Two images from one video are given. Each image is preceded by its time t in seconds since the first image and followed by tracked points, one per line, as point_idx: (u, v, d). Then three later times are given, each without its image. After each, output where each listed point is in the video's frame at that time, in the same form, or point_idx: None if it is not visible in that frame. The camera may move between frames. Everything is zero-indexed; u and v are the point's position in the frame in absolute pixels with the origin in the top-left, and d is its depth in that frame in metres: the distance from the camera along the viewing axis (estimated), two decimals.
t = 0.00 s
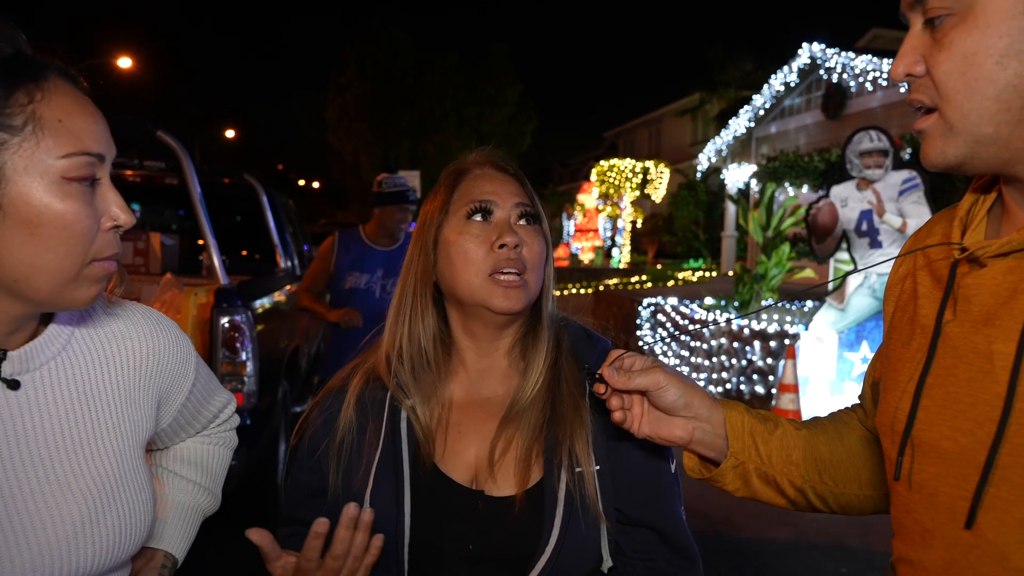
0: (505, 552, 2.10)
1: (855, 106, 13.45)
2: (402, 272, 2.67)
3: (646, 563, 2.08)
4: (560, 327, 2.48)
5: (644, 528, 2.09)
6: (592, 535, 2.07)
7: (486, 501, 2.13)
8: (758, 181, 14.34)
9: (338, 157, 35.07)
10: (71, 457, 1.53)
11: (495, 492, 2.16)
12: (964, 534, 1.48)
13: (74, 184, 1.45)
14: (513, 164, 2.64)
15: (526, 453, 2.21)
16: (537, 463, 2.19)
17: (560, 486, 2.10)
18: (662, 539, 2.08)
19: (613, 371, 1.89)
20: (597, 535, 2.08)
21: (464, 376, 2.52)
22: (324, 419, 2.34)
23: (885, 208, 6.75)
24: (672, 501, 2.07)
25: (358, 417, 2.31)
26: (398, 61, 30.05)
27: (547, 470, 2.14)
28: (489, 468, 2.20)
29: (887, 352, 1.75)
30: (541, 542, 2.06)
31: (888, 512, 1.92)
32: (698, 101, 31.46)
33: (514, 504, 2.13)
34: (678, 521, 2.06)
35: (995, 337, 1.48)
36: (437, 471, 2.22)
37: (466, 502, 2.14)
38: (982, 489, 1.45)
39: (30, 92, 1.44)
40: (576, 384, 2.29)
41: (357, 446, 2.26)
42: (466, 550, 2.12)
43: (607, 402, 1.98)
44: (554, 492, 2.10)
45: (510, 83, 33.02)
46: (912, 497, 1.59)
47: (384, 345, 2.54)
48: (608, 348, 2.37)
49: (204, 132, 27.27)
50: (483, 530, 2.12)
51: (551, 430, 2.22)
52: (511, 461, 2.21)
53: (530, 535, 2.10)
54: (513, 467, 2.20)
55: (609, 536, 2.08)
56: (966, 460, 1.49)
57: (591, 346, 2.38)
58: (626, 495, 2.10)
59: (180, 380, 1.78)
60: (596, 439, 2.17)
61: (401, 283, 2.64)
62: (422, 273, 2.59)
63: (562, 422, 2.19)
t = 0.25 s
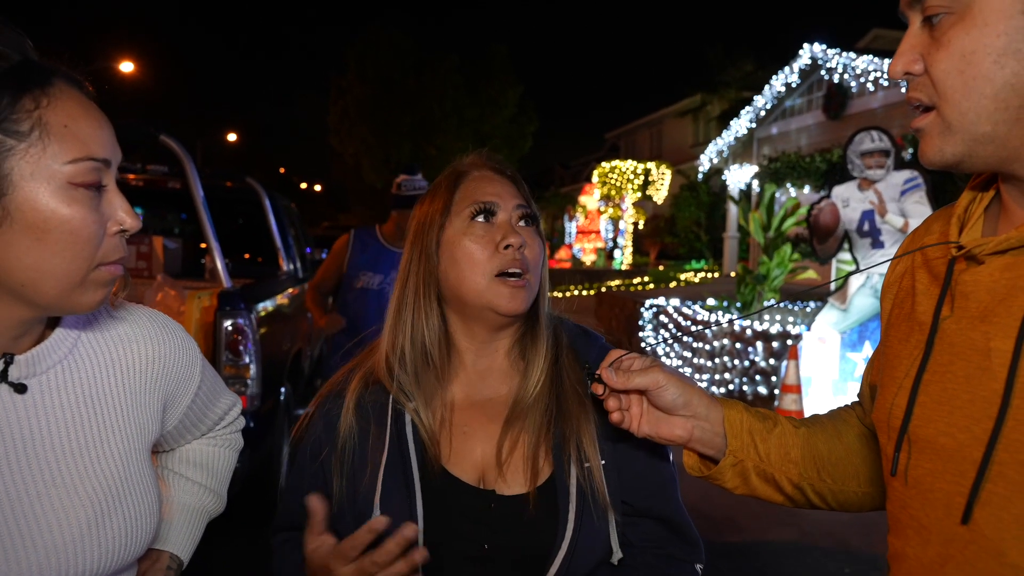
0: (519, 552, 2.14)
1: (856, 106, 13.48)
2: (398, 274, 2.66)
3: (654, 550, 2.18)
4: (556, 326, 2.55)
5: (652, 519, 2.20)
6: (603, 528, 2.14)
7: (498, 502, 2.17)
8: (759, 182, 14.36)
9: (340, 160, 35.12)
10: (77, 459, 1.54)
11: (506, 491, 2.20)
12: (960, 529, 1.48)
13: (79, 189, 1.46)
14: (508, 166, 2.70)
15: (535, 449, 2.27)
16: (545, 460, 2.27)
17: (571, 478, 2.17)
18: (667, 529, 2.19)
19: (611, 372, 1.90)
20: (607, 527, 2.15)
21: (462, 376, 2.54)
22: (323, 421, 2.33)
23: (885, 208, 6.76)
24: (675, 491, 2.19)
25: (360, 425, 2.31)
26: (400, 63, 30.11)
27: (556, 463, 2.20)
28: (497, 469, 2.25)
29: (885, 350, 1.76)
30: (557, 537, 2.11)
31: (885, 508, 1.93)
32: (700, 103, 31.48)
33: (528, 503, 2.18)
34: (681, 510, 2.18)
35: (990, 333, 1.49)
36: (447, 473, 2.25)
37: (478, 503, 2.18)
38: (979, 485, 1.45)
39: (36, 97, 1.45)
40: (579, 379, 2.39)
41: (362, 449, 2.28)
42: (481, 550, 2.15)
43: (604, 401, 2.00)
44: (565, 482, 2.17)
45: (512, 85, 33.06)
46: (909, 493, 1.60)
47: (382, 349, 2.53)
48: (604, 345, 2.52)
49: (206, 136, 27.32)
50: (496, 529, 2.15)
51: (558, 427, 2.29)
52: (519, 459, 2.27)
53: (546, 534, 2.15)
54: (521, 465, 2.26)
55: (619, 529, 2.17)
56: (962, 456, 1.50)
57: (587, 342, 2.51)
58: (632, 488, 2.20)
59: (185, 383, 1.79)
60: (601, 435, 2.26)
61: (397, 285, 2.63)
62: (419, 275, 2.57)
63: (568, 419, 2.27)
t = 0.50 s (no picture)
0: (530, 549, 2.17)
1: (855, 106, 13.50)
2: (396, 278, 2.66)
3: (656, 543, 2.23)
4: (553, 326, 2.60)
5: (652, 514, 2.25)
6: (609, 523, 2.19)
7: (506, 501, 2.18)
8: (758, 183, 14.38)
9: (339, 163, 35.13)
10: (82, 463, 1.54)
11: (514, 490, 2.23)
12: (958, 526, 1.49)
13: (85, 193, 1.47)
14: (504, 170, 2.73)
15: (539, 447, 2.32)
16: (551, 460, 2.31)
17: (578, 474, 2.21)
18: (667, 523, 2.24)
19: (605, 369, 1.89)
20: (612, 520, 2.20)
21: (462, 379, 2.55)
22: (324, 421, 2.35)
23: (884, 208, 6.79)
24: (673, 485, 2.24)
25: (363, 430, 2.32)
26: (399, 66, 30.14)
27: (562, 461, 2.24)
28: (503, 469, 2.27)
29: (884, 348, 1.77)
30: (567, 535, 2.16)
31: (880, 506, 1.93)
32: (699, 104, 31.51)
33: (538, 499, 2.21)
34: (681, 504, 2.23)
35: (988, 330, 1.50)
36: (453, 474, 2.25)
37: (485, 502, 2.19)
38: (976, 482, 1.46)
39: (42, 101, 1.46)
40: (578, 375, 2.46)
41: (366, 451, 2.28)
42: (494, 549, 2.16)
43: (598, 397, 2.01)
44: (572, 477, 2.21)
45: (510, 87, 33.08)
46: (907, 490, 1.61)
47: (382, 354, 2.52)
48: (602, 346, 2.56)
49: (205, 139, 27.33)
50: (508, 528, 2.17)
51: (562, 424, 2.35)
52: (524, 459, 2.31)
53: (555, 533, 2.18)
54: (527, 464, 2.29)
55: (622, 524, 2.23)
56: (960, 453, 1.50)
57: (585, 341, 2.56)
58: (634, 483, 2.25)
59: (189, 386, 1.80)
60: (602, 431, 2.32)
61: (396, 289, 2.63)
62: (420, 278, 2.58)
63: (571, 417, 2.33)
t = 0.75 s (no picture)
0: (532, 545, 2.18)
1: (852, 106, 13.53)
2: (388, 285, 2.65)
3: (657, 537, 2.27)
4: (549, 323, 2.64)
5: (653, 509, 2.29)
6: (611, 518, 2.22)
7: (507, 499, 2.20)
8: (756, 183, 14.41)
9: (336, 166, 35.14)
10: (84, 466, 1.55)
11: (517, 487, 2.25)
12: (949, 521, 1.50)
13: (90, 197, 1.48)
14: (488, 170, 2.74)
15: (541, 444, 2.34)
16: (553, 455, 2.32)
17: (580, 469, 2.24)
18: (667, 519, 2.28)
19: (606, 360, 1.93)
20: (614, 515, 2.24)
21: (462, 379, 2.56)
22: (330, 410, 2.33)
23: (882, 207, 6.82)
24: (674, 481, 2.29)
25: (364, 427, 2.32)
26: (396, 68, 30.15)
27: (564, 457, 2.27)
28: (507, 466, 2.29)
29: (882, 344, 1.79)
30: (570, 529, 2.18)
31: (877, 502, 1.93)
32: (695, 105, 31.56)
33: (541, 494, 2.24)
34: (680, 497, 2.27)
35: (983, 323, 1.52)
36: (458, 472, 2.27)
37: (491, 498, 2.20)
38: (969, 477, 1.47)
39: (49, 105, 1.47)
40: (577, 370, 2.51)
41: (371, 449, 2.30)
42: (498, 545, 2.17)
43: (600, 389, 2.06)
44: (573, 472, 2.24)
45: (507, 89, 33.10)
46: (901, 484, 1.62)
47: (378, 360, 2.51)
48: (598, 343, 2.62)
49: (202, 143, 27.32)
50: (512, 525, 2.18)
51: (562, 418, 2.38)
52: (527, 454, 2.33)
53: (557, 527, 2.20)
54: (530, 459, 2.31)
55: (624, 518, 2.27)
56: (954, 448, 1.51)
57: (582, 339, 2.62)
58: (635, 479, 2.30)
59: (190, 390, 1.81)
60: (602, 425, 2.36)
61: (389, 295, 2.63)
62: (413, 283, 2.58)
63: (571, 410, 2.36)
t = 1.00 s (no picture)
0: (535, 549, 2.18)
1: (849, 107, 13.56)
2: (389, 286, 2.69)
3: (659, 536, 2.29)
4: (548, 327, 2.65)
5: (654, 510, 2.30)
6: (612, 522, 2.24)
7: (511, 503, 2.20)
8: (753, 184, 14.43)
9: (335, 168, 35.16)
10: (87, 469, 1.56)
11: (519, 491, 2.26)
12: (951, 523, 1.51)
13: (94, 202, 1.49)
14: (489, 172, 2.75)
15: (541, 448, 2.35)
16: (553, 460, 2.33)
17: (581, 474, 2.25)
18: (667, 521, 2.29)
19: (610, 365, 1.97)
20: (616, 517, 2.26)
21: (462, 382, 2.57)
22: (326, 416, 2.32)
23: (879, 209, 6.81)
24: (672, 482, 2.30)
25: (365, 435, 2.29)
26: (394, 71, 30.16)
27: (565, 462, 2.27)
28: (507, 471, 2.30)
29: (888, 346, 1.81)
30: (573, 533, 2.18)
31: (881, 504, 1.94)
32: (693, 106, 31.60)
33: (545, 498, 2.24)
34: (679, 500, 2.28)
35: (989, 325, 1.52)
36: (460, 477, 2.27)
37: (493, 503, 2.20)
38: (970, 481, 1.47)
39: (53, 111, 1.48)
40: (576, 376, 2.51)
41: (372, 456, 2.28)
42: (501, 549, 2.17)
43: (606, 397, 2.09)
44: (574, 477, 2.24)
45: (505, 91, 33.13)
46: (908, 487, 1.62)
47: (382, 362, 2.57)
48: (597, 345, 2.63)
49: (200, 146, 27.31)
50: (514, 530, 2.18)
51: (563, 422, 2.39)
52: (527, 459, 2.34)
53: (560, 532, 2.20)
54: (531, 465, 2.33)
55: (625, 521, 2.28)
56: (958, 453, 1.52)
57: (581, 342, 2.63)
58: (635, 481, 2.30)
59: (192, 393, 1.81)
60: (603, 430, 2.37)
61: (390, 297, 2.66)
62: (411, 282, 2.61)
63: (572, 415, 2.37)
